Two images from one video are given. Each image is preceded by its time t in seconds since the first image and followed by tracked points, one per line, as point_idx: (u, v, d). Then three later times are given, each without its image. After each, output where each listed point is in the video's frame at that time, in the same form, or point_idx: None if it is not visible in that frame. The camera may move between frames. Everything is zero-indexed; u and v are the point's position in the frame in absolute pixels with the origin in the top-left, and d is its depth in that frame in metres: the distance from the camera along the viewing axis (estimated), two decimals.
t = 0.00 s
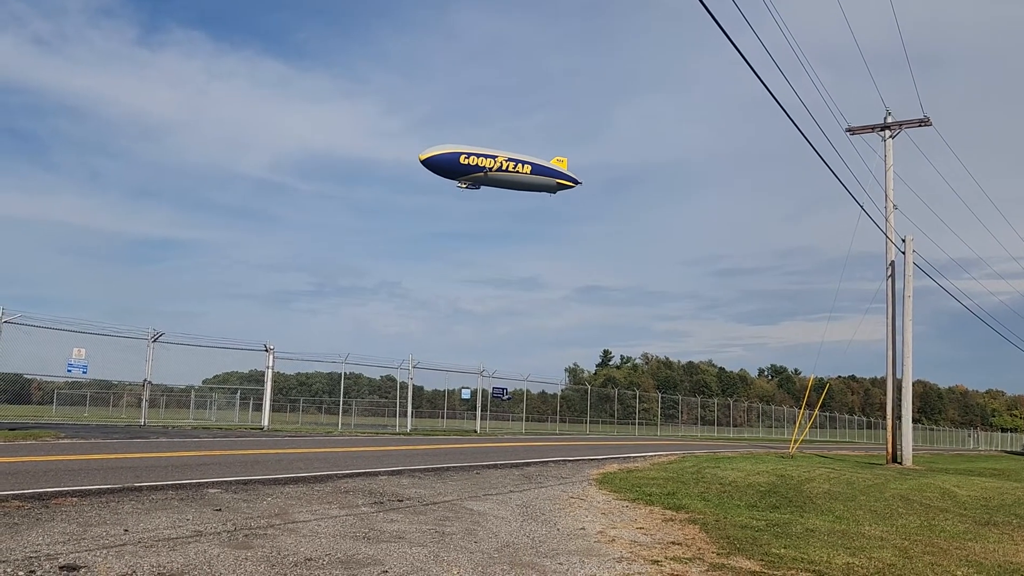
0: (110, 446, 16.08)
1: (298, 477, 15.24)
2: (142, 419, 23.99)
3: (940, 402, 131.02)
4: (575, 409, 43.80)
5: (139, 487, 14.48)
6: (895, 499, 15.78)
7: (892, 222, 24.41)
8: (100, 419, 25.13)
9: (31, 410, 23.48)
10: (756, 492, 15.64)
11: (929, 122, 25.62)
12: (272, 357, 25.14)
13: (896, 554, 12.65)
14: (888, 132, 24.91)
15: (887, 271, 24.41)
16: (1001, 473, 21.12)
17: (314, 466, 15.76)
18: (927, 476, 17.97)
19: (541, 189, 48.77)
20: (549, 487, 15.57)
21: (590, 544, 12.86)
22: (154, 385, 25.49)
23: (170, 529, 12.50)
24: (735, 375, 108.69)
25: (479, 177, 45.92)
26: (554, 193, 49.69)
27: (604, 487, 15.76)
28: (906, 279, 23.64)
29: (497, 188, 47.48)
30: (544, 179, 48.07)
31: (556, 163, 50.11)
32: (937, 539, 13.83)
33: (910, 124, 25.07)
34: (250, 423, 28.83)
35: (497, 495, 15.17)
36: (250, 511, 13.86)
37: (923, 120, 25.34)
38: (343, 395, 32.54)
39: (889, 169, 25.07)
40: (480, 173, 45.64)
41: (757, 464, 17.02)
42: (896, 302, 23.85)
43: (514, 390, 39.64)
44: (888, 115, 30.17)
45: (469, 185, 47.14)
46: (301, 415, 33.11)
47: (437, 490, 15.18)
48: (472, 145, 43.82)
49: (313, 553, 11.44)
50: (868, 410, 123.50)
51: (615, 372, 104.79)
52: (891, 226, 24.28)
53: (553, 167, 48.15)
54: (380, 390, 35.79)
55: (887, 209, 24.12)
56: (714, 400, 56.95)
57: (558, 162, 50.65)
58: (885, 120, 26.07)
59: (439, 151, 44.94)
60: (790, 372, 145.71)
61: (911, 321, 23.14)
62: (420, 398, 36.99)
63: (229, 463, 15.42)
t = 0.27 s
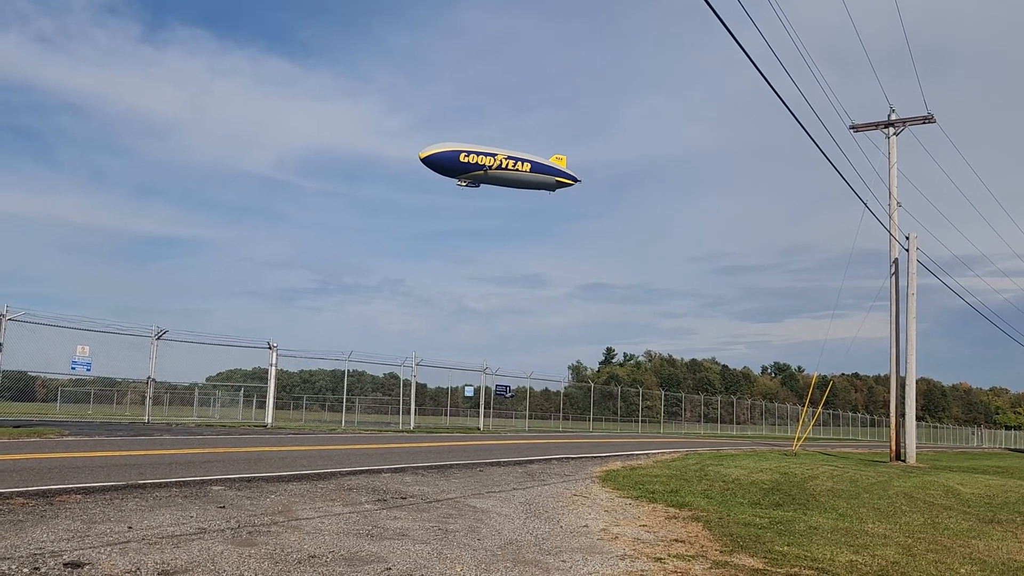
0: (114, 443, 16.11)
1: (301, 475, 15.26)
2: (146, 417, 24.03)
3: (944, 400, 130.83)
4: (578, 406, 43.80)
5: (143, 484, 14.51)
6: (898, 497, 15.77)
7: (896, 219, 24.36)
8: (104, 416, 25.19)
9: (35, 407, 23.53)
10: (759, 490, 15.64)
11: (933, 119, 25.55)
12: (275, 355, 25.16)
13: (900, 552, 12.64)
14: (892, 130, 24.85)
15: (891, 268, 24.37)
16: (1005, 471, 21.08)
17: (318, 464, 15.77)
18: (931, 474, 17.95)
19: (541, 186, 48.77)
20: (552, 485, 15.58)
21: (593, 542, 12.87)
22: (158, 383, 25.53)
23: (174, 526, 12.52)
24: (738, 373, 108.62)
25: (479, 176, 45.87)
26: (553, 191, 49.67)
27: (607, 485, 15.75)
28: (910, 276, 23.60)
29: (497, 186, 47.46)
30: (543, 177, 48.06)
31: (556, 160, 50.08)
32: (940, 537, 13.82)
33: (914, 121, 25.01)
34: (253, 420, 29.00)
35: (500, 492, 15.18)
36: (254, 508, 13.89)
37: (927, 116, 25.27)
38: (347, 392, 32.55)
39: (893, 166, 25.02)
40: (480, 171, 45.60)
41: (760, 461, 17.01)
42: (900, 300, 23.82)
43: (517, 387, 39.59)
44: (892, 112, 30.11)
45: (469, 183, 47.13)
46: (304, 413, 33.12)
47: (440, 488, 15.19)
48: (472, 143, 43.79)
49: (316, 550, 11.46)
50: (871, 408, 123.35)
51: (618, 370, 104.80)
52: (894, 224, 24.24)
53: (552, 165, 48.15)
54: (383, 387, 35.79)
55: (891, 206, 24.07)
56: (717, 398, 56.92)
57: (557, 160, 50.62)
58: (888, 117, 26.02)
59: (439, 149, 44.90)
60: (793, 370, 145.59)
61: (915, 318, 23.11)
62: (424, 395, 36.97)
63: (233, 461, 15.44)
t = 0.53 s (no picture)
0: (119, 441, 16.14)
1: (306, 472, 15.29)
2: (151, 414, 24.07)
3: (949, 397, 130.64)
4: (581, 404, 43.79)
5: (148, 481, 14.55)
6: (903, 494, 15.76)
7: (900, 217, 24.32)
8: (109, 414, 25.22)
9: (40, 405, 23.58)
10: (763, 487, 15.63)
11: (938, 116, 25.50)
12: (280, 353, 25.20)
13: (904, 550, 12.63)
14: (897, 127, 24.80)
15: (896, 265, 24.34)
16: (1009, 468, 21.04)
17: (323, 461, 15.79)
18: (935, 471, 17.94)
19: (541, 184, 48.78)
20: (556, 482, 15.59)
21: (597, 539, 12.87)
22: (163, 380, 25.58)
23: (179, 524, 12.56)
24: (742, 371, 108.54)
25: (479, 173, 45.92)
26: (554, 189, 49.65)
27: (611, 482, 15.76)
28: (915, 273, 23.58)
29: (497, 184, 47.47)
30: (543, 175, 48.05)
31: (556, 158, 50.05)
32: (945, 535, 13.81)
33: (919, 118, 24.97)
34: (257, 417, 29.03)
35: (504, 490, 15.20)
36: (258, 505, 13.92)
37: (933, 114, 25.23)
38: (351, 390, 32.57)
39: (898, 163, 24.99)
40: (481, 169, 45.59)
41: (764, 459, 16.98)
42: (905, 297, 23.78)
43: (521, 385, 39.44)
44: (897, 109, 30.03)
45: (470, 181, 47.15)
46: (308, 410, 32.75)
47: (444, 485, 15.21)
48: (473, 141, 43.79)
49: (321, 547, 11.46)
50: (875, 405, 123.21)
51: (622, 368, 104.76)
52: (899, 221, 24.20)
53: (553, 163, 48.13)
54: (388, 384, 35.88)
55: (896, 203, 24.04)
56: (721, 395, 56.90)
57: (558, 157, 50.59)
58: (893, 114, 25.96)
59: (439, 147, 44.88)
60: (797, 368, 145.48)
61: (919, 316, 23.07)
62: (427, 393, 36.95)
63: (237, 458, 15.47)
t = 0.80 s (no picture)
0: (125, 437, 16.19)
1: (311, 469, 15.31)
2: (157, 411, 24.12)
3: (954, 394, 130.39)
4: (586, 401, 43.78)
5: (154, 478, 14.59)
6: (908, 492, 15.74)
7: (906, 214, 24.27)
8: (115, 412, 25.20)
9: (46, 402, 23.65)
10: (768, 484, 15.61)
11: (944, 113, 25.42)
12: (285, 350, 25.23)
13: (909, 547, 12.61)
14: (903, 124, 24.74)
15: (901, 262, 24.29)
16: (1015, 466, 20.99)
17: (328, 458, 15.81)
18: (940, 469, 17.91)
19: (543, 181, 48.74)
20: (561, 479, 15.59)
21: (602, 536, 12.87)
22: (169, 377, 25.63)
23: (184, 520, 12.59)
24: (747, 368, 108.44)
25: (480, 171, 45.88)
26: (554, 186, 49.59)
27: (616, 480, 15.75)
28: (920, 271, 23.52)
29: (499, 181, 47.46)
30: (545, 172, 47.99)
31: (557, 156, 50.00)
32: (950, 532, 13.78)
33: (925, 114, 24.90)
34: (262, 414, 29.06)
35: (509, 487, 15.21)
36: (263, 502, 13.95)
37: (939, 111, 25.15)
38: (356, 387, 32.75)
39: (904, 160, 24.92)
40: (482, 167, 45.60)
41: (769, 456, 16.95)
42: (910, 295, 23.74)
43: (525, 382, 39.74)
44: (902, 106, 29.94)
45: (471, 179, 47.15)
46: (314, 407, 33.02)
47: (449, 482, 15.22)
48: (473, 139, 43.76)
49: (326, 544, 11.48)
50: (881, 402, 123.04)
51: (626, 365, 104.68)
52: (904, 218, 24.15)
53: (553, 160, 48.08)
54: (393, 381, 35.67)
55: (901, 200, 23.99)
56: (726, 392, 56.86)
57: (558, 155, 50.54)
58: (899, 111, 25.89)
59: (440, 146, 44.87)
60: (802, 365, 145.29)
61: (925, 313, 23.03)
62: (433, 390, 36.95)
63: (243, 455, 15.49)
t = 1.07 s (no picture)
0: (132, 434, 16.24)
1: (317, 465, 15.34)
2: (163, 407, 24.18)
3: (961, 392, 130.10)
4: (592, 398, 43.79)
5: (160, 474, 14.64)
6: (914, 489, 15.71)
7: (912, 211, 24.21)
8: (122, 408, 25.50)
9: (54, 399, 23.72)
10: (774, 481, 15.59)
11: (951, 109, 25.35)
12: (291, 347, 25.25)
13: (915, 545, 12.59)
14: (909, 120, 24.66)
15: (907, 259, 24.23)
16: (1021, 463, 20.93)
17: (334, 455, 15.82)
18: (946, 466, 17.86)
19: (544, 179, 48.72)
20: (566, 476, 15.59)
21: (607, 533, 12.88)
22: (175, 374, 25.68)
23: (191, 517, 12.63)
24: (752, 365, 108.34)
25: (482, 169, 45.88)
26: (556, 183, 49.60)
27: (622, 477, 15.74)
28: (926, 267, 23.46)
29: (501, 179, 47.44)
30: (546, 170, 47.95)
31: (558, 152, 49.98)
32: (957, 530, 13.76)
33: (931, 111, 24.83)
34: (268, 411, 29.17)
35: (514, 484, 15.21)
36: (269, 498, 13.99)
37: (945, 107, 25.07)
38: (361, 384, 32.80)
39: (910, 157, 24.85)
40: (484, 164, 45.59)
41: (774, 453, 16.91)
42: (916, 292, 23.68)
43: (531, 379, 39.65)
44: (909, 103, 29.83)
45: (473, 177, 47.14)
46: (320, 404, 33.07)
47: (455, 479, 15.24)
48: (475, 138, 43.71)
49: (332, 541, 11.49)
50: (887, 400, 122.83)
51: (632, 362, 104.59)
52: (911, 215, 24.09)
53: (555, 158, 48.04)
54: (398, 378, 35.83)
55: (908, 197, 23.91)
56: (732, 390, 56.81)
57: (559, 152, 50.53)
58: (905, 107, 25.82)
59: (442, 144, 44.80)
60: (807, 362, 145.08)
61: (931, 310, 22.97)
62: (438, 387, 36.97)
63: (249, 452, 15.52)
